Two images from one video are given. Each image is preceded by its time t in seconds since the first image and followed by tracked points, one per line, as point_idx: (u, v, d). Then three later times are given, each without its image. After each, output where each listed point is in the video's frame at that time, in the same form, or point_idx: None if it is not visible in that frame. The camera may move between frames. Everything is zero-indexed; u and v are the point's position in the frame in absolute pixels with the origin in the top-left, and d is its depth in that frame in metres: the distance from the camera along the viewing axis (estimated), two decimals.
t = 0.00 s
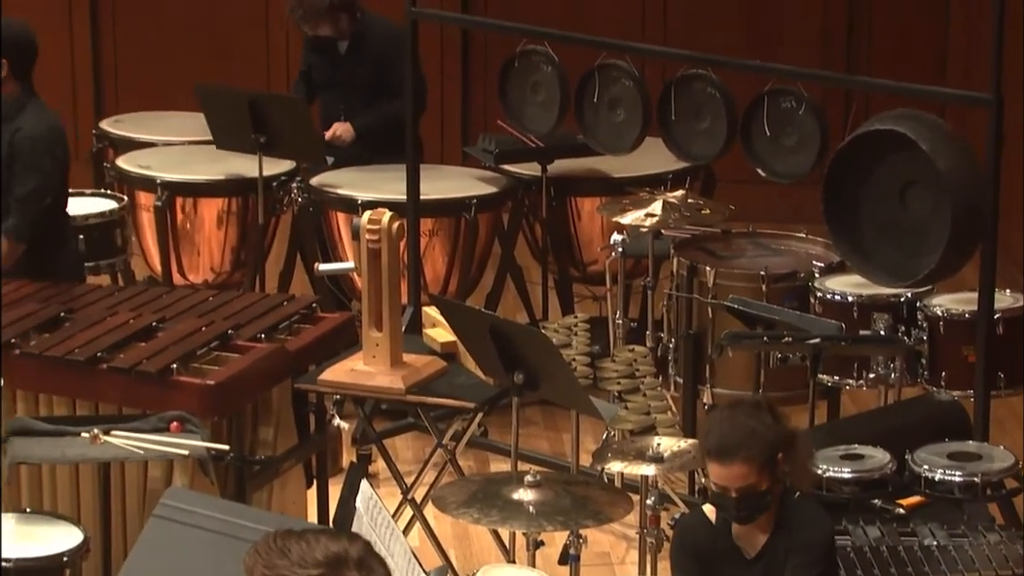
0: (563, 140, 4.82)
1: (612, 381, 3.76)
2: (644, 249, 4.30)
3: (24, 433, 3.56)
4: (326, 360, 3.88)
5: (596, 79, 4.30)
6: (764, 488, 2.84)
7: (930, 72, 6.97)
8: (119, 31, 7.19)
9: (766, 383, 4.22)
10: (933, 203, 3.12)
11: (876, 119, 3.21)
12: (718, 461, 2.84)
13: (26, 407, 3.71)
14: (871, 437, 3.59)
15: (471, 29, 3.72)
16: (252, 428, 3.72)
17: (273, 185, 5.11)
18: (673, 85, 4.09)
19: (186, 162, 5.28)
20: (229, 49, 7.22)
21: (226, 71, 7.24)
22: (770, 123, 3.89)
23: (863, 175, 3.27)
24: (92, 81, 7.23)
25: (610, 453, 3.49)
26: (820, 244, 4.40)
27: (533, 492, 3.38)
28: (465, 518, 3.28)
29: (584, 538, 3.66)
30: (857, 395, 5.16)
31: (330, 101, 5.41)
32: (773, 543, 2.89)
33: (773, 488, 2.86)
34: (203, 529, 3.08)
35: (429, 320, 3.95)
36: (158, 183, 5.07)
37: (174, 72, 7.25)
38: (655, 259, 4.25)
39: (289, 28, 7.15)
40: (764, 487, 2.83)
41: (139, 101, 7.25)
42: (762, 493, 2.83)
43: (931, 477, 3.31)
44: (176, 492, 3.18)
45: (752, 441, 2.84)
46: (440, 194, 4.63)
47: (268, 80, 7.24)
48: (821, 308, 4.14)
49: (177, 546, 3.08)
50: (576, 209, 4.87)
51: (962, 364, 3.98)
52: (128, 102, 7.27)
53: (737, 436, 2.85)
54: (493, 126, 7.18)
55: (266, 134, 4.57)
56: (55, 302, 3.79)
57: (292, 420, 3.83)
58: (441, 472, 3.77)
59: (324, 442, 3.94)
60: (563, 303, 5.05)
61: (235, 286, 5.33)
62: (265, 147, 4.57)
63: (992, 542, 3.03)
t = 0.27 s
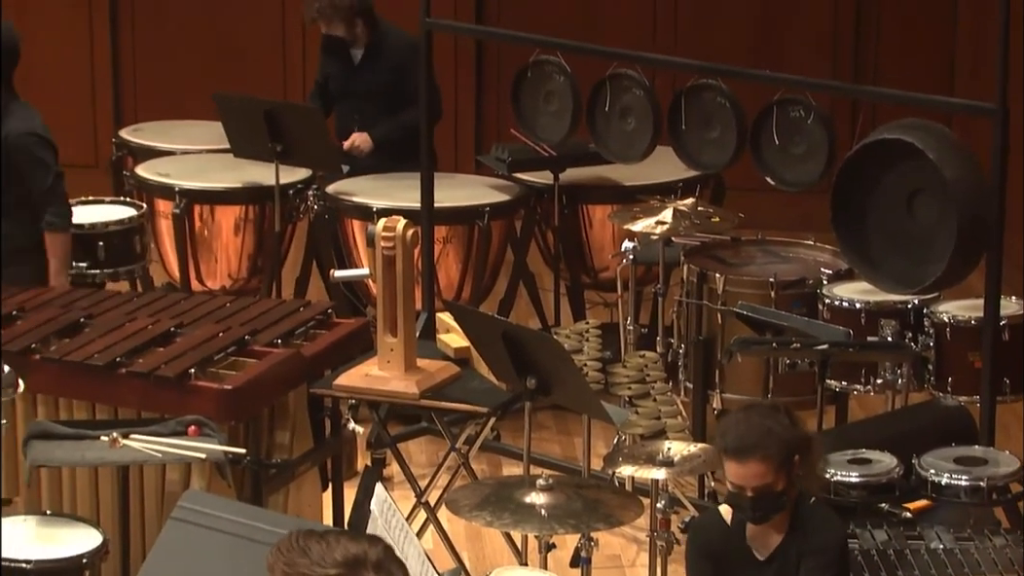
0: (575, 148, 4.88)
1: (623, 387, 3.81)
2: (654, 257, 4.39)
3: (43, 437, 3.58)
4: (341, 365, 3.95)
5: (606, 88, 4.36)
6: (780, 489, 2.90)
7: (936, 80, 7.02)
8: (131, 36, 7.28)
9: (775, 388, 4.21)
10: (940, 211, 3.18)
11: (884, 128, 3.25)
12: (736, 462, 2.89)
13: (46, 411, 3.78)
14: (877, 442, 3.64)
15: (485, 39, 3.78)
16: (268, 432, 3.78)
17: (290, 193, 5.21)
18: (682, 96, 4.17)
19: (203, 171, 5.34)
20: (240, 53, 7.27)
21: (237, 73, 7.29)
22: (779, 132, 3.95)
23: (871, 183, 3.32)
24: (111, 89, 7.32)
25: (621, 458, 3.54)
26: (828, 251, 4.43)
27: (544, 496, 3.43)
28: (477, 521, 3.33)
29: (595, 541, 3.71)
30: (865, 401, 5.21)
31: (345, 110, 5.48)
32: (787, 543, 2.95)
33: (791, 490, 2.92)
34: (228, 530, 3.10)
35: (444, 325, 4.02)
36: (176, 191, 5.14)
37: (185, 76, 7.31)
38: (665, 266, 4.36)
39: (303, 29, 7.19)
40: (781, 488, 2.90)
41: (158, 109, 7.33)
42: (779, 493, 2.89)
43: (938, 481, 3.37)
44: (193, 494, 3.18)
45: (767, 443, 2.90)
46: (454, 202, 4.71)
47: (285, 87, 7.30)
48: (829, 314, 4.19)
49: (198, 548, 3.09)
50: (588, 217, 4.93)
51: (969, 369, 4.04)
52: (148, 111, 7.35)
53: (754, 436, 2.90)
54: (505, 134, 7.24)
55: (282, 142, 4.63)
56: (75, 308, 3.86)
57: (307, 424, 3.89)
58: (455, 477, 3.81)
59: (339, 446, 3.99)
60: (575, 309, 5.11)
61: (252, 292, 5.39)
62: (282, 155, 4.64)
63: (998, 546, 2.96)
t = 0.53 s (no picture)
0: (589, 157, 4.94)
1: (635, 393, 3.87)
2: (666, 264, 4.47)
3: (67, 441, 3.66)
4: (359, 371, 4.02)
5: (620, 100, 4.45)
6: (829, 497, 2.89)
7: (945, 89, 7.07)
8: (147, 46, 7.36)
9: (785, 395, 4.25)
10: (947, 220, 3.23)
11: (892, 139, 3.31)
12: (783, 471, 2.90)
13: (70, 415, 3.85)
14: (888, 447, 3.70)
15: (501, 51, 3.85)
16: (287, 437, 3.84)
17: (309, 201, 5.28)
18: (696, 106, 4.24)
19: (224, 179, 5.41)
20: (256, 60, 7.33)
21: (253, 81, 7.35)
22: (790, 143, 4.04)
23: (879, 194, 3.39)
24: (134, 99, 7.40)
25: (634, 462, 3.60)
26: (838, 259, 4.48)
27: (559, 499, 3.49)
28: (493, 524, 3.40)
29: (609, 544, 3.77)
30: (874, 407, 5.27)
31: (363, 120, 5.55)
32: (834, 544, 2.91)
33: (839, 496, 2.90)
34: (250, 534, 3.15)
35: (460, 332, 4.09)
36: (198, 201, 5.21)
37: (202, 84, 7.39)
38: (677, 273, 4.43)
39: (321, 36, 7.25)
40: (829, 495, 2.89)
41: (181, 118, 7.41)
42: (827, 501, 2.88)
43: (946, 486, 3.43)
44: (214, 498, 3.23)
45: (816, 454, 2.89)
46: (469, 211, 4.78)
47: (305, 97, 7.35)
48: (839, 321, 4.23)
49: (221, 550, 3.14)
50: (602, 226, 4.98)
51: (977, 376, 4.10)
52: (170, 121, 7.42)
53: (804, 446, 2.90)
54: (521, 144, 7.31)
55: (301, 152, 4.71)
56: (98, 314, 3.94)
57: (326, 429, 3.96)
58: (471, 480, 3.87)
59: (357, 450, 4.06)
60: (589, 316, 5.17)
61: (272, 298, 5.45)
62: (300, 164, 4.71)
63: (1006, 549, 3.03)
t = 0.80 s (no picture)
0: (602, 166, 5.00)
1: (647, 398, 3.93)
2: (679, 271, 4.53)
3: (88, 444, 3.71)
4: (375, 376, 4.07)
5: (632, 109, 4.51)
6: (877, 504, 2.85)
7: (953, 99, 7.12)
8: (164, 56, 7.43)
9: (795, 400, 4.36)
10: (955, 230, 3.27)
11: (901, 147, 3.33)
12: (830, 476, 2.87)
13: (91, 418, 3.91)
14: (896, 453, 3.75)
15: (516, 60, 3.91)
16: (304, 440, 3.91)
17: (327, 209, 5.38)
18: (707, 116, 4.31)
19: (243, 188, 5.47)
20: (271, 68, 7.41)
21: (268, 89, 7.43)
22: (800, 151, 4.11)
23: (888, 202, 3.45)
24: (155, 111, 7.46)
25: (646, 466, 3.65)
26: (848, 267, 4.54)
27: (572, 502, 3.54)
28: (506, 527, 3.45)
29: (621, 546, 3.83)
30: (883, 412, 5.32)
31: (379, 129, 5.61)
32: (883, 549, 2.89)
33: (888, 502, 2.87)
34: (269, 533, 3.20)
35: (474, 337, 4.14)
36: (217, 208, 5.27)
37: (218, 93, 7.46)
38: (689, 280, 4.48)
39: (338, 46, 7.32)
40: (876, 502, 2.85)
41: (200, 129, 7.49)
42: (874, 507, 2.85)
43: (953, 489, 3.45)
44: (232, 500, 3.28)
45: (865, 462, 2.86)
46: (484, 219, 4.84)
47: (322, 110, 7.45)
48: (848, 328, 4.29)
49: (242, 548, 3.19)
50: (615, 233, 5.06)
51: (985, 382, 4.13)
52: (190, 131, 7.50)
53: (853, 453, 2.87)
54: (536, 153, 7.37)
55: (319, 160, 4.77)
56: (119, 320, 4.01)
57: (343, 432, 4.02)
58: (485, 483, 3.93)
59: (373, 453, 4.13)
60: (602, 323, 5.23)
61: (290, 304, 5.52)
62: (318, 172, 4.77)
63: (1013, 552, 2.96)
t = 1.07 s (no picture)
0: (614, 174, 5.07)
1: (659, 402, 3.99)
2: (691, 278, 4.59)
3: (108, 447, 3.77)
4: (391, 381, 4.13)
5: (645, 119, 4.58)
6: (917, 510, 2.94)
7: (961, 107, 7.18)
8: (179, 66, 7.50)
9: (806, 405, 4.40)
10: (965, 237, 3.26)
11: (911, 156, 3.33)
12: (876, 483, 2.93)
13: (111, 422, 3.97)
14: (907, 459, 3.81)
15: (530, 70, 3.97)
16: (321, 445, 3.97)
17: (344, 216, 5.40)
18: (718, 125, 4.38)
19: (261, 195, 5.54)
20: (286, 78, 7.48)
21: (283, 98, 7.51)
22: (810, 160, 4.20)
23: (897, 211, 3.44)
24: (175, 122, 7.53)
25: (658, 470, 3.71)
26: (857, 274, 4.60)
27: (584, 506, 3.59)
28: (520, 530, 3.50)
29: (633, 549, 3.88)
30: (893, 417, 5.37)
31: (394, 137, 5.68)
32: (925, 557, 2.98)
33: (928, 510, 2.95)
34: (282, 538, 3.25)
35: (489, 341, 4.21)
36: (237, 215, 5.34)
37: (233, 102, 7.54)
38: (700, 286, 4.56)
39: (355, 53, 7.40)
40: (918, 509, 2.94)
41: (224, 137, 7.57)
42: (914, 514, 2.94)
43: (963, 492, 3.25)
44: (250, 504, 3.35)
45: (911, 469, 2.91)
46: (498, 225, 4.90)
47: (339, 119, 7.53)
48: (857, 334, 4.34)
49: (259, 551, 3.24)
50: (627, 239, 5.11)
51: (992, 387, 4.18)
52: (211, 139, 7.58)
53: (896, 461, 2.92)
54: (550, 162, 7.44)
55: (336, 168, 4.83)
56: (139, 325, 4.08)
57: (359, 436, 4.08)
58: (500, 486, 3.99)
59: (389, 457, 4.19)
60: (614, 328, 5.29)
61: (307, 310, 5.58)
62: (335, 180, 4.83)
63: None
